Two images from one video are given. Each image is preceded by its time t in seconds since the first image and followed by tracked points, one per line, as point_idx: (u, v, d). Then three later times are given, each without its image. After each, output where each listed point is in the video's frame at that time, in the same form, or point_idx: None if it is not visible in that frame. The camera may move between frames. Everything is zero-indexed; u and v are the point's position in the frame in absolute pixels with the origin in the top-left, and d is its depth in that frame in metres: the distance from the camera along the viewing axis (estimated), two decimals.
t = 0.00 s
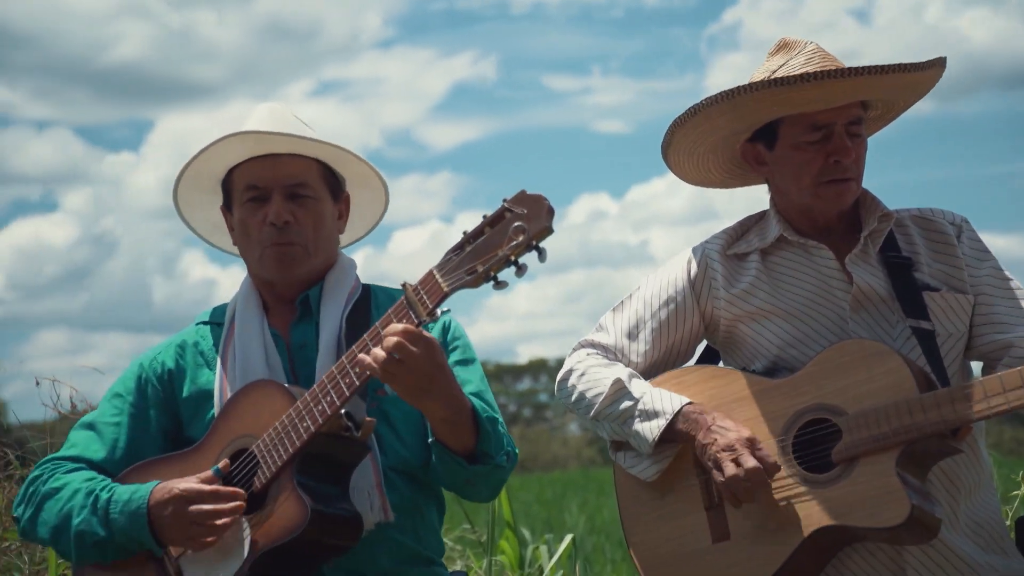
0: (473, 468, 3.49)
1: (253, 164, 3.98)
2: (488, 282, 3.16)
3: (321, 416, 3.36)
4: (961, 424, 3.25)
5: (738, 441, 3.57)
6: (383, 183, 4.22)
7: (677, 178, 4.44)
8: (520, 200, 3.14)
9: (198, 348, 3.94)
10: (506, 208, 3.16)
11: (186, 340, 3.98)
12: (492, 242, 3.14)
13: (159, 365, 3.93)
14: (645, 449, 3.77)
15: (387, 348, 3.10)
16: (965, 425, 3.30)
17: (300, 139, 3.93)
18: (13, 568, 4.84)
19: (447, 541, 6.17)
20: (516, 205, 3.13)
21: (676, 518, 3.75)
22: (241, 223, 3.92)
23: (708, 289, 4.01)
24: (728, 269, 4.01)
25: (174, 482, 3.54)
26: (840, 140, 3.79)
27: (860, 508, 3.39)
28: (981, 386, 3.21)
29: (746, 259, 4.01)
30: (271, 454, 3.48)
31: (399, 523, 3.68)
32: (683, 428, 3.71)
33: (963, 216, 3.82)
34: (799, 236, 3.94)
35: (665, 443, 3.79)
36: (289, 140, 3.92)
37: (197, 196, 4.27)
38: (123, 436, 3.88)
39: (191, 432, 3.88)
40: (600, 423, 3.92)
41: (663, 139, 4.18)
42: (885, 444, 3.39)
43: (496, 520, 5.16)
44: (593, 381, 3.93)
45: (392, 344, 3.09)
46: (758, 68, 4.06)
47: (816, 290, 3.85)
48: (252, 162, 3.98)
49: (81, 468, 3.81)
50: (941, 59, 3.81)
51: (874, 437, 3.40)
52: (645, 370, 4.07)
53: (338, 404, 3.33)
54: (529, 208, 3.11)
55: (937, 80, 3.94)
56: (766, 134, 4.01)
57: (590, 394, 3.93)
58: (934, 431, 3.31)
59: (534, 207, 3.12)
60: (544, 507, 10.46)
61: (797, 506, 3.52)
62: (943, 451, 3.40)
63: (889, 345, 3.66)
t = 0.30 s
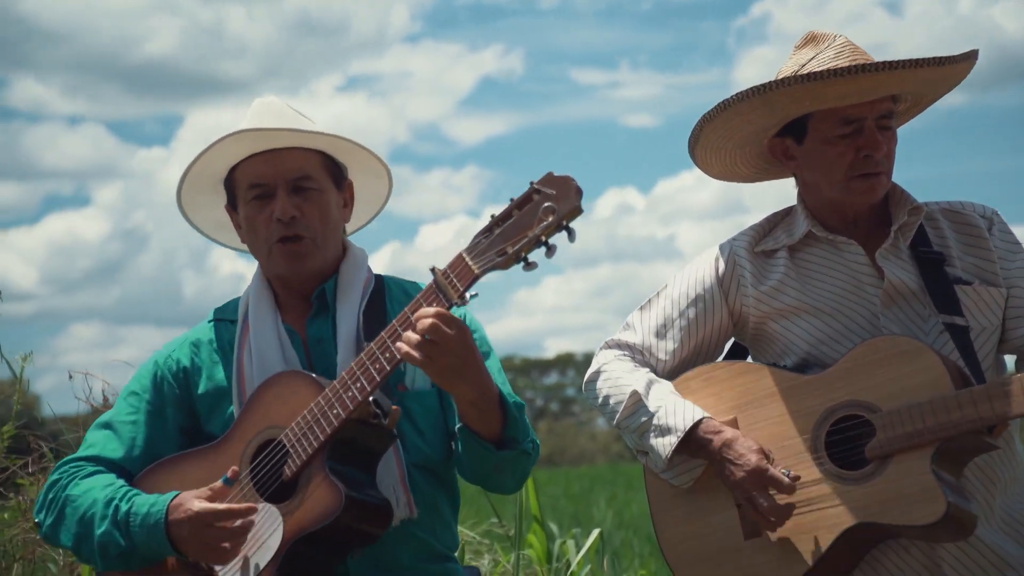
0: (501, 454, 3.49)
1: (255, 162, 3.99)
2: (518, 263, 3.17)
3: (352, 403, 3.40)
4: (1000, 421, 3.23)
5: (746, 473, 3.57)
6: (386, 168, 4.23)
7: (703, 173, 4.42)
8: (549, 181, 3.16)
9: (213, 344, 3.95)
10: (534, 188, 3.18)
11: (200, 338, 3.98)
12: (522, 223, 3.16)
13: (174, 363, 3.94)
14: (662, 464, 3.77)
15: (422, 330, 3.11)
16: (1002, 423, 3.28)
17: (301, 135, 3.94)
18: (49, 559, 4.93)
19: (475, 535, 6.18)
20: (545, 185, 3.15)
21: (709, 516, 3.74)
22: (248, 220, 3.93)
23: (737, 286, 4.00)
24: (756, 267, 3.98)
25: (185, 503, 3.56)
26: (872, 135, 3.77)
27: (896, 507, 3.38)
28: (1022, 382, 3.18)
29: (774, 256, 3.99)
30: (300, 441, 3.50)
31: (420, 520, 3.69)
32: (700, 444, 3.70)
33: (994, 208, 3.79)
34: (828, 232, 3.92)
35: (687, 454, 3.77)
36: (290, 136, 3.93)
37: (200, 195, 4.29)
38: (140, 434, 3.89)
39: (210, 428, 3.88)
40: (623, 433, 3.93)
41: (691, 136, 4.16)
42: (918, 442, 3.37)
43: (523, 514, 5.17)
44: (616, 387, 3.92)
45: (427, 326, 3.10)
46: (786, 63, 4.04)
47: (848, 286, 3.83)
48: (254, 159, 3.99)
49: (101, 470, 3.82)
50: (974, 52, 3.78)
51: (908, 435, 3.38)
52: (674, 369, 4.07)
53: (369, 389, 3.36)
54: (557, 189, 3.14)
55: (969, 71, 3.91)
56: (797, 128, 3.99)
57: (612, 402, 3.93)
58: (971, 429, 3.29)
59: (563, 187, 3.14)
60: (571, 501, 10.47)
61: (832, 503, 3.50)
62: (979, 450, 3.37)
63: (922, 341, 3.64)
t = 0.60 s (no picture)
0: (504, 441, 3.47)
1: (238, 160, 3.91)
2: (524, 245, 3.17)
3: (361, 393, 3.40)
4: None
5: (789, 446, 3.53)
6: (371, 161, 4.20)
7: (729, 172, 4.40)
8: (551, 162, 3.18)
9: (208, 343, 3.85)
10: (536, 170, 3.19)
11: (192, 335, 3.88)
12: (527, 204, 3.17)
13: (168, 361, 3.83)
14: (695, 451, 3.77)
15: (432, 312, 3.10)
16: None
17: (284, 131, 3.86)
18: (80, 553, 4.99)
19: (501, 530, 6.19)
20: (547, 166, 3.16)
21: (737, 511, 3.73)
22: (234, 218, 3.86)
23: (762, 281, 3.98)
24: (782, 260, 3.97)
25: (205, 498, 3.42)
26: (900, 130, 3.74)
27: (925, 505, 3.37)
28: None
29: (800, 250, 3.97)
30: (308, 435, 3.48)
31: (421, 522, 3.68)
32: (734, 428, 3.70)
33: None
34: (854, 226, 3.91)
35: (718, 443, 3.77)
36: (274, 132, 3.86)
37: (186, 196, 4.22)
38: (139, 435, 3.76)
39: (206, 427, 3.80)
40: (654, 424, 3.92)
41: (716, 135, 4.15)
42: (948, 439, 3.35)
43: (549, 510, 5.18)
44: (644, 381, 3.92)
45: (437, 309, 3.09)
46: (811, 60, 4.02)
47: (874, 280, 3.81)
48: (237, 157, 3.92)
49: (103, 472, 3.70)
50: (1002, 45, 3.75)
51: (939, 431, 3.36)
52: (701, 364, 4.06)
53: (378, 377, 3.38)
54: (560, 168, 3.14)
55: (997, 65, 3.88)
56: (823, 125, 3.97)
57: (642, 394, 3.92)
58: (1002, 425, 3.27)
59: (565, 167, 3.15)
60: (597, 496, 10.47)
61: (862, 499, 3.49)
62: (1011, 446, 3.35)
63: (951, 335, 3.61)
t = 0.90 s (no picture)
0: (500, 451, 3.46)
1: (234, 155, 3.92)
2: (530, 254, 3.13)
3: (362, 398, 3.32)
4: None
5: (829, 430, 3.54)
6: (362, 163, 4.23)
7: (756, 167, 4.40)
8: (559, 172, 3.14)
9: (201, 346, 3.79)
10: (543, 180, 3.16)
11: (183, 339, 3.82)
12: (533, 214, 3.13)
13: (160, 364, 3.76)
14: (729, 445, 3.76)
15: (436, 321, 3.05)
16: None
17: (280, 125, 3.88)
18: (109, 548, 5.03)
19: (526, 527, 6.20)
20: (554, 176, 3.13)
21: (759, 508, 3.74)
22: (228, 212, 3.84)
23: (789, 278, 3.98)
24: (809, 258, 3.97)
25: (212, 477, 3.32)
26: (927, 126, 3.72)
27: (950, 503, 3.35)
28: None
29: (827, 248, 3.97)
30: (309, 437, 3.39)
31: (412, 525, 3.62)
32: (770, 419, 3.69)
33: None
34: (883, 224, 3.90)
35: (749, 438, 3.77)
36: (270, 126, 3.88)
37: (177, 195, 4.21)
38: (131, 439, 3.66)
39: (196, 432, 3.74)
40: (683, 419, 3.92)
41: (742, 132, 4.16)
42: (975, 437, 3.33)
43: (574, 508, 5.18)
44: (673, 377, 3.93)
45: (442, 318, 3.04)
46: (839, 55, 4.01)
47: (902, 278, 3.80)
48: (232, 153, 3.93)
49: (95, 473, 3.58)
50: None
51: (966, 429, 3.34)
52: (727, 362, 4.06)
53: (379, 384, 3.30)
54: (567, 179, 3.11)
55: None
56: (852, 121, 3.96)
57: (671, 389, 3.93)
58: None
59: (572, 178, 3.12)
60: (622, 494, 10.47)
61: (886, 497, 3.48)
62: None
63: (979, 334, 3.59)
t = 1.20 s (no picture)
0: (500, 445, 3.46)
1: (233, 154, 3.95)
2: (529, 248, 3.13)
3: (365, 394, 3.33)
4: None
5: (838, 445, 3.51)
6: (360, 157, 4.25)
7: (783, 159, 4.39)
8: (557, 165, 3.14)
9: (205, 346, 3.81)
10: (541, 172, 3.16)
11: (187, 339, 3.84)
12: (531, 207, 3.13)
13: (165, 366, 3.78)
14: (746, 446, 3.76)
15: (436, 317, 3.06)
16: None
17: (276, 120, 3.92)
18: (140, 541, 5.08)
19: (553, 522, 6.21)
20: (552, 169, 3.12)
21: (786, 506, 3.73)
22: (231, 210, 3.87)
23: (817, 274, 3.96)
24: (838, 253, 3.95)
25: (211, 500, 3.33)
26: (963, 122, 3.70)
27: (979, 501, 3.33)
28: None
29: (856, 244, 3.95)
30: (312, 435, 3.41)
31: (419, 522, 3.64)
32: (784, 425, 3.68)
33: None
34: (913, 219, 3.87)
35: (769, 438, 3.77)
36: (267, 123, 3.91)
37: (178, 201, 4.24)
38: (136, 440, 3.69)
39: (202, 431, 3.77)
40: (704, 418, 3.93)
41: (773, 124, 4.13)
42: (1007, 433, 3.31)
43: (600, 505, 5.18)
44: (694, 374, 3.93)
45: (441, 314, 3.05)
46: (873, 47, 3.99)
47: (931, 275, 3.78)
48: (229, 152, 3.96)
49: (100, 476, 3.60)
50: None
51: (997, 426, 3.33)
52: (753, 358, 4.05)
53: (382, 380, 3.31)
54: (565, 171, 3.11)
55: None
56: (885, 115, 3.94)
57: (692, 387, 3.94)
58: None
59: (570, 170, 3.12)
60: (649, 489, 10.47)
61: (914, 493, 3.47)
62: None
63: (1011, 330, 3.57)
